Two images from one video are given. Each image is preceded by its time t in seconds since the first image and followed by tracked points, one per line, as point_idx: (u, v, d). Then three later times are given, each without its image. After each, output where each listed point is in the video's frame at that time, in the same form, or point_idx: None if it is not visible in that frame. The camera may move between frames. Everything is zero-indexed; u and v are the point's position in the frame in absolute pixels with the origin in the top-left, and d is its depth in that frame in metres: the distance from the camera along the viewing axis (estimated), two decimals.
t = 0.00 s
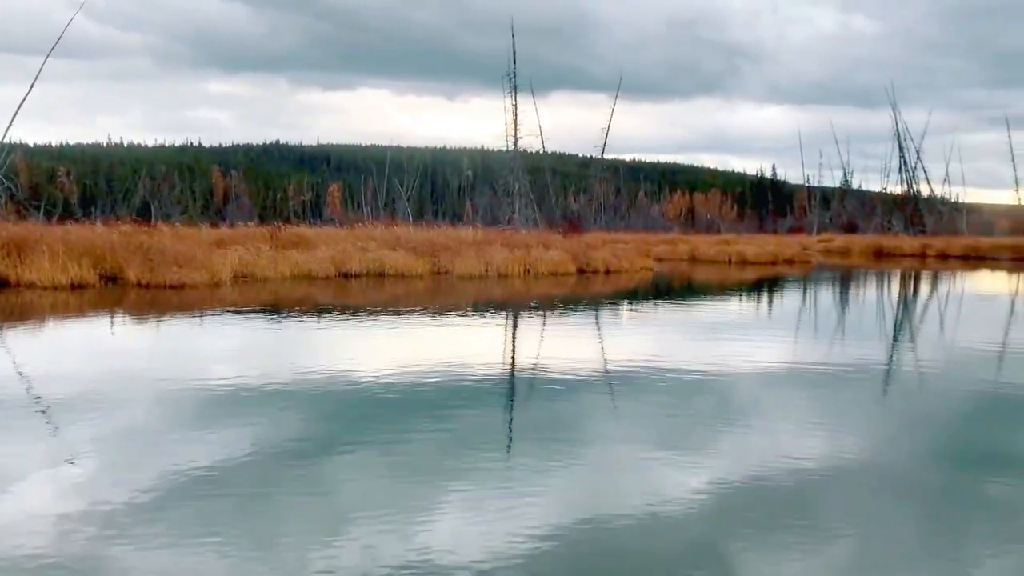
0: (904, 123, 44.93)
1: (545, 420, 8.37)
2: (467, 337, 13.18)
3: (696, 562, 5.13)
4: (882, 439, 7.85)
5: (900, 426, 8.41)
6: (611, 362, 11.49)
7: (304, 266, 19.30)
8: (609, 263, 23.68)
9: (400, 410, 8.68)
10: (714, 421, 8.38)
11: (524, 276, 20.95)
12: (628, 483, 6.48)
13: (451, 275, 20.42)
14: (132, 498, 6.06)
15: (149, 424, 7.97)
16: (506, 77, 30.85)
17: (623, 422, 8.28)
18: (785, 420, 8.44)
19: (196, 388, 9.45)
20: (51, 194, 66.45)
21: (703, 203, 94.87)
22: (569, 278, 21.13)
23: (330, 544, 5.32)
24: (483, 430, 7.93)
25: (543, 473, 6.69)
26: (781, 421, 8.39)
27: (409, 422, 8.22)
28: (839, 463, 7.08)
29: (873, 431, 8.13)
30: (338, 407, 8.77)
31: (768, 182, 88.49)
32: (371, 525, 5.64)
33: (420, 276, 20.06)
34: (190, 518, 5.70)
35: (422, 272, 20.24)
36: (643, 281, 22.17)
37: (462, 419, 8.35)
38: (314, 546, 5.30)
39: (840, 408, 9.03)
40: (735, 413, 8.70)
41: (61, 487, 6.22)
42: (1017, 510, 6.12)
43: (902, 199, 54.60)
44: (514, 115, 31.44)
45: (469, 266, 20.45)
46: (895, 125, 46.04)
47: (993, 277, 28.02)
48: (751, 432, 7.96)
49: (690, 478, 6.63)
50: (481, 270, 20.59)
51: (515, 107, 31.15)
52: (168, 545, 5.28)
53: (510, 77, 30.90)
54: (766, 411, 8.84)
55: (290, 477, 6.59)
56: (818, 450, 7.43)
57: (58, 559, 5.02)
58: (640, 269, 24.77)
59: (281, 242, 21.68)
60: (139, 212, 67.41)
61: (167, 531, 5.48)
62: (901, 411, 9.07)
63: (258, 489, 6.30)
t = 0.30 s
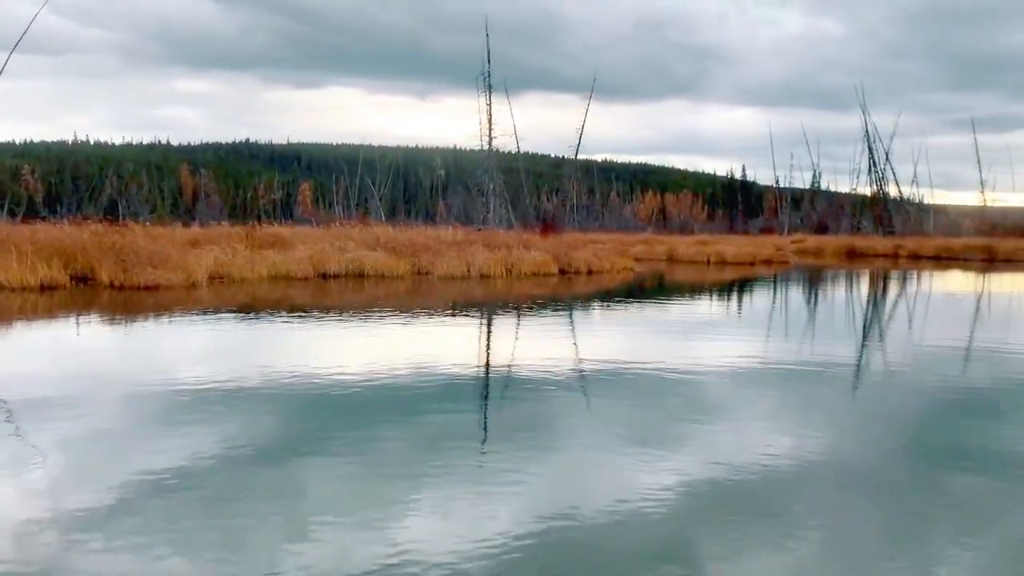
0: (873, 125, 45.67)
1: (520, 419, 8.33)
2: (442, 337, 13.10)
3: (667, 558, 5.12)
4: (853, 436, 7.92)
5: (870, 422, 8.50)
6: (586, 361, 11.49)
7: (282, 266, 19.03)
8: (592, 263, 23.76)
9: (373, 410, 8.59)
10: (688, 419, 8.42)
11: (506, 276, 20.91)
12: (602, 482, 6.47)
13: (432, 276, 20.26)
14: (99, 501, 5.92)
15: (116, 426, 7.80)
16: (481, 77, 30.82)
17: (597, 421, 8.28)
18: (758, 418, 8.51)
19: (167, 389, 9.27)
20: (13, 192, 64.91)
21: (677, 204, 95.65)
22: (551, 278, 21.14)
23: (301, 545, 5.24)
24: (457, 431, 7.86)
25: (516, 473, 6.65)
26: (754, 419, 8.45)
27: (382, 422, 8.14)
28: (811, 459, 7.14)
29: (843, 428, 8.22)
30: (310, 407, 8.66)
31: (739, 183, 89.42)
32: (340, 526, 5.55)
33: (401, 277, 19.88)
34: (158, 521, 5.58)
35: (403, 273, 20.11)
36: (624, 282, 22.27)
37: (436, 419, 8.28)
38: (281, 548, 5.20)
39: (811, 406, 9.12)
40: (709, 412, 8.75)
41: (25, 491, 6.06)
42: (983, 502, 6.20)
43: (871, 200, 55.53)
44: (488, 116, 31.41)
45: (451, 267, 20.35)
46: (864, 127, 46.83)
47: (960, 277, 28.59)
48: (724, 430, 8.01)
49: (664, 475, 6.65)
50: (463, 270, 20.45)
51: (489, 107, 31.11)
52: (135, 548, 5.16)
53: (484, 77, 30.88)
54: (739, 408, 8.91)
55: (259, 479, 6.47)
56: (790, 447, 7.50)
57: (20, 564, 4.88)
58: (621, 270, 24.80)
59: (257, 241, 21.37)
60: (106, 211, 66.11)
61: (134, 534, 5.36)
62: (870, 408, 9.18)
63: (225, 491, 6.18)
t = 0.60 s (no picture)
0: (844, 126, 46.37)
1: (496, 421, 8.25)
2: (417, 338, 13.01)
3: (641, 559, 5.07)
4: (828, 435, 7.96)
5: (843, 421, 8.56)
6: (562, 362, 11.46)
7: (259, 267, 18.77)
8: (574, 264, 23.78)
9: (346, 412, 8.45)
10: (661, 418, 8.46)
11: (488, 276, 20.83)
12: (577, 482, 6.42)
13: (414, 277, 20.09)
14: (63, 504, 5.76)
15: (80, 428, 7.61)
16: (455, 76, 30.87)
17: (571, 421, 8.27)
18: (730, 416, 8.56)
19: (136, 391, 9.08)
20: None
21: (651, 205, 96.30)
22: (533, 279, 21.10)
23: (271, 548, 5.13)
24: (430, 432, 7.78)
25: (491, 474, 6.57)
26: (725, 417, 8.51)
27: (353, 423, 8.05)
28: (786, 458, 7.15)
29: (813, 426, 8.31)
30: (280, 408, 8.54)
31: (711, 184, 90.20)
32: (309, 531, 5.42)
33: (382, 278, 19.69)
34: (124, 524, 5.45)
35: (384, 273, 19.93)
36: (607, 282, 22.32)
37: (410, 421, 8.16)
38: (247, 552, 5.07)
39: (782, 404, 9.21)
40: (681, 411, 8.79)
41: None
42: (953, 499, 6.23)
43: (842, 201, 56.39)
44: (461, 117, 31.53)
45: (433, 267, 20.21)
46: (835, 128, 47.53)
47: (930, 277, 29.13)
48: (696, 429, 8.04)
49: (636, 474, 6.65)
50: (444, 270, 20.30)
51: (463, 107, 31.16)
52: (100, 552, 5.02)
53: (458, 76, 30.97)
54: (711, 407, 8.95)
55: (227, 482, 6.31)
56: (760, 445, 7.55)
57: None
58: (602, 271, 24.83)
59: (233, 241, 21.06)
60: (70, 209, 64.71)
61: (98, 538, 5.22)
62: (841, 406, 9.28)
63: (191, 495, 6.02)
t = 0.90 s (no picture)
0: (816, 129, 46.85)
1: (470, 421, 8.18)
2: (392, 338, 12.90)
3: (609, 559, 5.04)
4: (799, 433, 8.01)
5: (814, 420, 8.61)
6: (537, 363, 11.42)
7: (238, 268, 18.48)
8: (557, 266, 23.77)
9: (317, 414, 8.33)
10: (635, 417, 8.46)
11: (470, 277, 20.74)
12: (549, 483, 6.37)
13: (397, 278, 19.91)
14: (25, 509, 5.59)
15: (45, 431, 7.41)
16: (430, 76, 30.83)
17: (546, 421, 8.23)
18: (704, 416, 8.58)
19: (104, 393, 8.87)
20: None
21: (625, 206, 96.79)
22: (515, 280, 21.07)
23: (241, 551, 5.02)
24: (404, 433, 7.69)
25: (463, 476, 6.50)
26: (700, 417, 8.53)
27: (326, 425, 7.93)
28: (758, 456, 7.17)
29: (785, 424, 8.36)
30: (251, 410, 8.39)
31: (684, 186, 90.87)
32: (274, 534, 5.31)
33: (364, 279, 19.50)
34: (88, 529, 5.30)
35: (365, 274, 19.77)
36: (591, 284, 22.35)
37: (382, 422, 8.07)
38: (216, 556, 4.96)
39: (755, 404, 9.26)
40: (655, 410, 8.79)
41: None
42: (921, 495, 6.28)
43: (814, 203, 57.20)
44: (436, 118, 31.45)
45: (416, 269, 20.07)
46: (807, 130, 48.17)
47: (901, 278, 29.60)
48: (671, 428, 8.05)
49: (611, 473, 6.63)
50: (427, 271, 20.15)
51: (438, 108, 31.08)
52: (63, 558, 4.88)
53: (432, 77, 30.93)
54: (686, 407, 8.97)
55: (193, 485, 6.17)
56: (734, 443, 7.58)
57: None
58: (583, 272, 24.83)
59: (209, 242, 20.74)
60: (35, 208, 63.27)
61: (61, 543, 5.07)
62: (813, 405, 9.34)
63: (157, 498, 5.88)
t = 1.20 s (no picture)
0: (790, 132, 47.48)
1: (443, 423, 8.13)
2: (365, 340, 12.81)
3: (581, 560, 5.02)
4: (771, 433, 8.06)
5: (786, 419, 8.68)
6: (511, 364, 11.41)
7: (216, 269, 18.20)
8: (539, 267, 23.72)
9: (288, 416, 8.22)
10: (607, 417, 8.48)
11: (453, 279, 20.64)
12: (522, 483, 6.34)
13: (378, 281, 19.76)
14: None
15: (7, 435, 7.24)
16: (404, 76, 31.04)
17: (518, 422, 8.22)
18: (675, 415, 8.62)
19: (71, 396, 8.69)
20: None
21: (599, 208, 97.23)
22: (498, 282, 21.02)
23: (208, 556, 4.94)
24: (374, 434, 7.62)
25: (435, 477, 6.45)
26: (670, 416, 8.57)
27: (296, 426, 7.84)
28: (730, 456, 7.21)
29: (756, 423, 8.42)
30: (221, 412, 8.28)
31: (658, 188, 91.59)
32: (241, 538, 5.21)
33: (345, 282, 19.32)
34: (50, 533, 5.18)
35: (346, 276, 19.57)
36: (574, 286, 22.34)
37: (355, 424, 7.99)
38: (182, 560, 4.87)
39: (726, 403, 9.33)
40: (627, 410, 8.83)
41: None
42: (889, 493, 6.34)
43: (787, 206, 57.90)
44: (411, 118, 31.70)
45: (397, 271, 19.92)
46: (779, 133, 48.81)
47: (875, 280, 30.02)
48: (642, 428, 8.08)
49: (582, 472, 6.64)
50: (408, 273, 20.04)
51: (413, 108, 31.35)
52: (24, 563, 4.76)
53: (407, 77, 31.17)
54: (658, 406, 9.02)
55: (159, 489, 6.05)
56: (704, 442, 7.62)
57: None
58: (564, 273, 24.85)
59: (184, 243, 20.44)
60: None
61: (22, 548, 4.96)
62: (782, 404, 9.44)
63: (122, 502, 5.77)
